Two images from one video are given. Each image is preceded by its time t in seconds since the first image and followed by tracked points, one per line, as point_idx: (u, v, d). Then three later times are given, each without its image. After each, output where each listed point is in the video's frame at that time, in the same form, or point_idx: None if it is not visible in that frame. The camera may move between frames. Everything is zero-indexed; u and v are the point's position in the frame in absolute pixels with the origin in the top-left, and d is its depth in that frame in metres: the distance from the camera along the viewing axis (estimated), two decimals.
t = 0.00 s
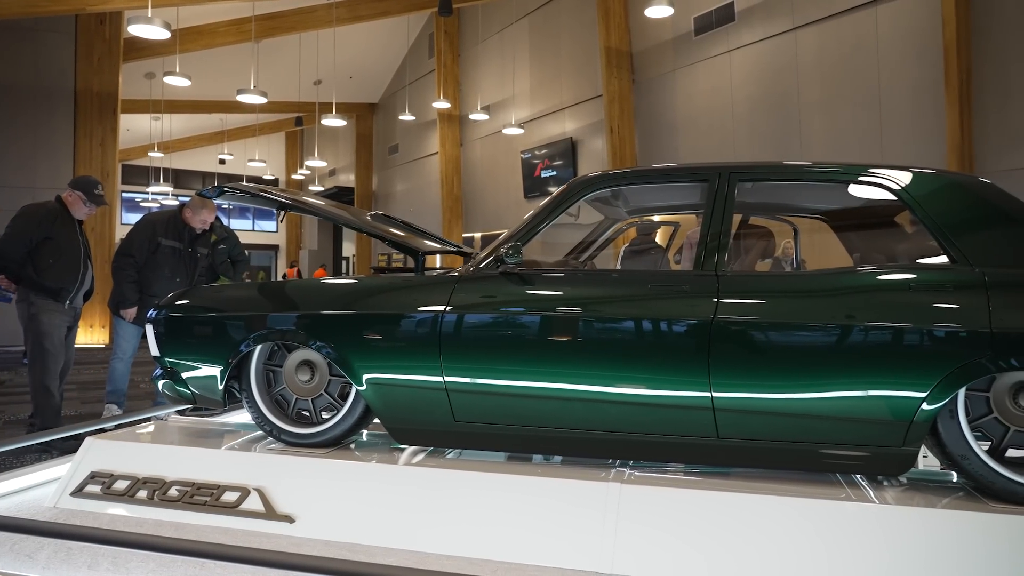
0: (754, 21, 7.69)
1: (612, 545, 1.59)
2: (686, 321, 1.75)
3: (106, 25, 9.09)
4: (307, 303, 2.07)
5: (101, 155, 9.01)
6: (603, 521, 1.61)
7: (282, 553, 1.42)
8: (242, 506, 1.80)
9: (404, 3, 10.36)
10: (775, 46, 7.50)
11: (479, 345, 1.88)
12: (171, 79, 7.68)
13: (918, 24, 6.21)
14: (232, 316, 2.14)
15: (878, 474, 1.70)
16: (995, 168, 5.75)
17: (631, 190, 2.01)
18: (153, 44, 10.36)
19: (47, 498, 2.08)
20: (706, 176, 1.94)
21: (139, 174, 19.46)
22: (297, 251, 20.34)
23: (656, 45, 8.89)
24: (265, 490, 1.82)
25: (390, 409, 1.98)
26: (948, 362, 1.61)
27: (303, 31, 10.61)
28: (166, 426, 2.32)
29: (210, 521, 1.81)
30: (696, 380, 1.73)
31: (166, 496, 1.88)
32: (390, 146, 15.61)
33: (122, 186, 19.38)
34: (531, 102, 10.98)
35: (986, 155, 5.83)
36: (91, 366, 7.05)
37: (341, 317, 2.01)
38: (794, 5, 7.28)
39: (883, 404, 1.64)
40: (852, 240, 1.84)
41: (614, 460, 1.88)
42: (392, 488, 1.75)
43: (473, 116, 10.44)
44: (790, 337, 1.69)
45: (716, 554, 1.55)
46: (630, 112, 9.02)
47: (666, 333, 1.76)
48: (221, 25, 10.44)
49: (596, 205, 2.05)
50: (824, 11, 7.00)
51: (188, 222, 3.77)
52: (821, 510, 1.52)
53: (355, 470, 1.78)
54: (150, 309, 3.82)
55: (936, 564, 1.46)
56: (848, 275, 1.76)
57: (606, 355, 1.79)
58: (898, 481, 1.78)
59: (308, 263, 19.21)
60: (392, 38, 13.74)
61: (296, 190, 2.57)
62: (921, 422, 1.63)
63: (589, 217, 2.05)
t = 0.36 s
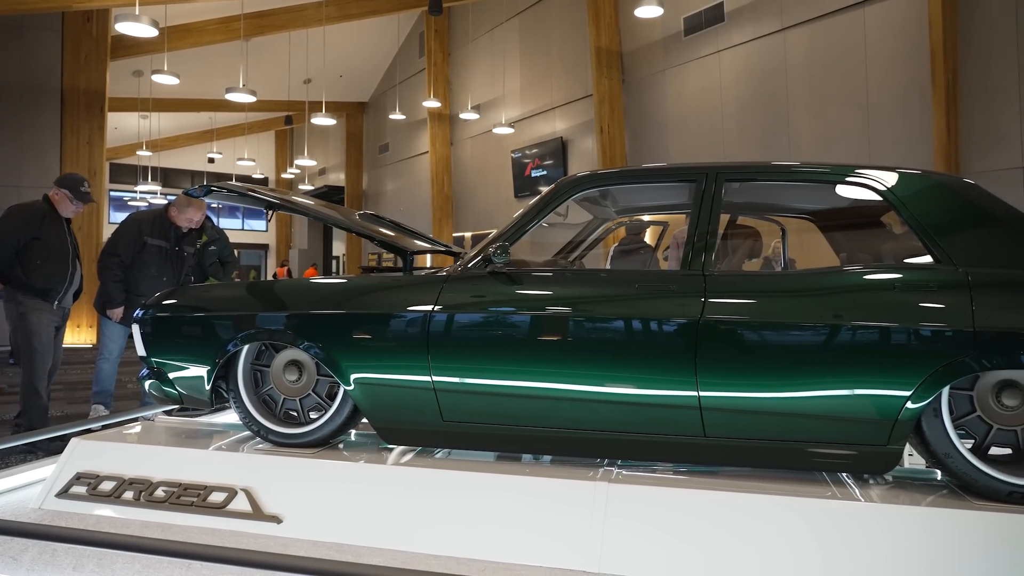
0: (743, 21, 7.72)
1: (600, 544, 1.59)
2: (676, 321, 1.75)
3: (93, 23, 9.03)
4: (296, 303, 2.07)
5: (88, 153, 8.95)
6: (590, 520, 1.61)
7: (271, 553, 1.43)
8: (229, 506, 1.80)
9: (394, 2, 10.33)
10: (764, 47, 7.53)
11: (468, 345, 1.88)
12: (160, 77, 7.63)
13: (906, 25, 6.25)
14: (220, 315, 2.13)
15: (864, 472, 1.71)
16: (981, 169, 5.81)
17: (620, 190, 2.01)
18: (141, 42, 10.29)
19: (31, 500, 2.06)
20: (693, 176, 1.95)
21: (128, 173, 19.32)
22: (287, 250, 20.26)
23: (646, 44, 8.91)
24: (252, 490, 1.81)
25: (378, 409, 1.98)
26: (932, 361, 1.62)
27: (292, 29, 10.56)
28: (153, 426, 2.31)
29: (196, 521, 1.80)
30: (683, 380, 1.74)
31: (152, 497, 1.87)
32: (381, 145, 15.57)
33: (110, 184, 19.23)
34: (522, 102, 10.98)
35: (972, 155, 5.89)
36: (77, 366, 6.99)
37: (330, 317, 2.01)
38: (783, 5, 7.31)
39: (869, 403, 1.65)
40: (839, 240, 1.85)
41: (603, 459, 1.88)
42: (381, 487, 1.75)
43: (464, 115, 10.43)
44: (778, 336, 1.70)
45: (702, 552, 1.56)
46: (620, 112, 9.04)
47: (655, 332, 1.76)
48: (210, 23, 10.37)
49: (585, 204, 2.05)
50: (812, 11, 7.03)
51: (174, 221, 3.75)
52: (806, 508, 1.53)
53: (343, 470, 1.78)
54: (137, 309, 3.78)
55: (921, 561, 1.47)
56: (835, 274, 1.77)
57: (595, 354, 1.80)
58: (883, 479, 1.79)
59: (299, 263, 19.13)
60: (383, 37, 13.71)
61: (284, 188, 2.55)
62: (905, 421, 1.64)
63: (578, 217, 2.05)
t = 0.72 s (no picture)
0: (732, 21, 7.75)
1: (587, 542, 1.60)
2: (666, 321, 1.76)
3: (79, 20, 8.96)
4: (284, 303, 2.06)
5: (75, 151, 8.90)
6: (577, 519, 1.62)
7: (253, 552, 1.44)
8: (216, 506, 1.79)
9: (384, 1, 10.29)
10: (753, 47, 7.56)
11: (458, 344, 1.88)
12: (147, 75, 7.57)
13: (893, 26, 6.30)
14: (208, 315, 2.12)
15: (850, 470, 1.72)
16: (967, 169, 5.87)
17: (608, 189, 2.02)
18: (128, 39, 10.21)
19: (16, 501, 2.05)
20: (681, 176, 1.96)
21: (115, 172, 19.17)
22: (277, 250, 20.17)
23: (636, 44, 8.92)
24: (239, 490, 1.80)
25: (366, 409, 1.97)
26: (918, 359, 1.64)
27: (281, 27, 10.51)
28: (140, 427, 2.30)
29: (184, 522, 1.80)
30: (671, 379, 1.75)
31: (138, 498, 1.86)
32: (371, 144, 15.52)
33: (97, 183, 19.07)
34: (512, 101, 10.99)
35: (957, 155, 5.96)
36: (63, 367, 6.93)
37: (319, 316, 2.00)
38: (771, 5, 7.34)
39: (855, 402, 1.66)
40: (826, 240, 1.86)
41: (591, 458, 1.89)
42: (369, 488, 1.74)
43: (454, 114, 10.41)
44: (767, 336, 1.71)
45: (688, 550, 1.56)
46: (610, 112, 9.05)
47: (645, 332, 1.77)
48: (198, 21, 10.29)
49: (573, 204, 2.05)
50: (800, 12, 7.07)
51: (158, 218, 3.74)
52: (792, 506, 1.54)
53: (331, 470, 1.77)
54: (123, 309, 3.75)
55: (906, 557, 1.48)
56: (822, 274, 1.78)
57: (585, 354, 1.80)
58: (869, 477, 1.81)
59: (289, 262, 19.06)
60: (373, 35, 13.67)
61: (273, 188, 2.55)
62: (890, 419, 1.65)
63: (566, 216, 2.05)
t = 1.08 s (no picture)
0: (721, 22, 7.78)
1: (574, 542, 1.60)
2: (655, 320, 1.77)
3: (66, 18, 8.89)
4: (273, 302, 2.05)
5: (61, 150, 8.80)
6: (565, 518, 1.62)
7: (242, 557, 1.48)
8: (203, 507, 1.78)
9: None
10: (742, 48, 7.59)
11: (447, 343, 1.88)
12: (135, 73, 7.51)
13: (881, 27, 6.34)
14: (196, 315, 2.11)
15: (836, 469, 1.73)
16: (954, 170, 5.93)
17: (597, 189, 2.02)
18: (117, 37, 10.16)
19: None
20: (668, 176, 1.96)
21: (103, 170, 19.03)
22: (267, 249, 20.07)
23: (626, 44, 8.94)
24: (226, 491, 1.79)
25: (354, 409, 1.97)
26: (903, 358, 1.65)
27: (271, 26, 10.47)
28: (126, 427, 2.28)
29: (170, 523, 1.78)
30: (658, 378, 1.76)
31: (124, 498, 1.85)
32: (361, 143, 15.47)
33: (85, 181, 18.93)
34: (502, 101, 10.99)
35: (944, 155, 6.01)
36: (49, 367, 6.87)
37: (308, 316, 2.00)
38: (760, 6, 7.38)
39: (841, 400, 1.67)
40: (813, 240, 1.87)
41: (579, 458, 1.90)
42: (357, 488, 1.74)
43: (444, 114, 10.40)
44: (756, 335, 1.71)
45: (678, 550, 1.56)
46: (600, 112, 9.06)
47: (635, 331, 1.77)
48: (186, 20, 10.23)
49: (562, 204, 2.06)
50: (789, 13, 7.11)
51: (139, 216, 3.73)
52: (779, 505, 1.55)
53: (319, 471, 1.77)
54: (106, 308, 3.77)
55: (891, 556, 1.49)
56: (809, 273, 1.79)
57: (575, 354, 1.80)
58: (855, 475, 1.82)
59: (279, 261, 18.98)
60: (363, 34, 13.63)
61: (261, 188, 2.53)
62: (875, 418, 1.67)
63: (555, 216, 2.06)
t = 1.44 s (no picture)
0: (711, 22, 7.80)
1: (561, 539, 1.60)
2: (645, 319, 1.77)
3: (53, 15, 8.80)
4: (263, 301, 2.05)
5: (48, 148, 8.71)
6: (553, 516, 1.62)
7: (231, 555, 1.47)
8: (189, 507, 1.77)
9: None
10: (731, 48, 7.62)
11: (437, 342, 1.88)
12: (123, 71, 7.45)
13: (869, 28, 6.38)
14: (184, 314, 2.10)
15: (822, 467, 1.75)
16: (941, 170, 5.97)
17: (586, 188, 2.03)
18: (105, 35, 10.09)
19: None
20: (656, 176, 1.97)
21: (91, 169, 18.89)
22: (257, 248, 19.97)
23: (616, 44, 8.95)
24: (213, 490, 1.79)
25: (342, 408, 1.96)
26: (888, 357, 1.66)
27: (261, 24, 10.42)
28: (112, 427, 2.27)
29: (157, 523, 1.78)
30: (646, 377, 1.76)
31: (110, 498, 1.84)
32: (352, 142, 15.43)
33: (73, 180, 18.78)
34: (493, 101, 10.99)
35: (931, 155, 6.06)
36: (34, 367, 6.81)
37: (298, 315, 1.99)
38: (749, 7, 7.41)
39: (828, 399, 1.69)
40: (800, 240, 1.89)
41: (568, 456, 1.90)
42: (346, 488, 1.74)
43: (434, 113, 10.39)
44: (744, 333, 1.72)
45: (666, 548, 1.57)
46: (590, 112, 9.09)
47: (626, 331, 1.78)
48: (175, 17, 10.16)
49: (551, 203, 2.06)
50: (779, 14, 7.14)
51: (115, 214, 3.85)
52: (766, 503, 1.56)
53: (307, 470, 1.76)
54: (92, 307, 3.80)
55: (876, 553, 1.50)
56: (797, 273, 1.80)
57: (565, 353, 1.81)
58: (841, 473, 1.83)
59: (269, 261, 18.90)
60: (354, 33, 13.59)
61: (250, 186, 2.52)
62: (860, 416, 1.68)
63: (544, 215, 2.06)
